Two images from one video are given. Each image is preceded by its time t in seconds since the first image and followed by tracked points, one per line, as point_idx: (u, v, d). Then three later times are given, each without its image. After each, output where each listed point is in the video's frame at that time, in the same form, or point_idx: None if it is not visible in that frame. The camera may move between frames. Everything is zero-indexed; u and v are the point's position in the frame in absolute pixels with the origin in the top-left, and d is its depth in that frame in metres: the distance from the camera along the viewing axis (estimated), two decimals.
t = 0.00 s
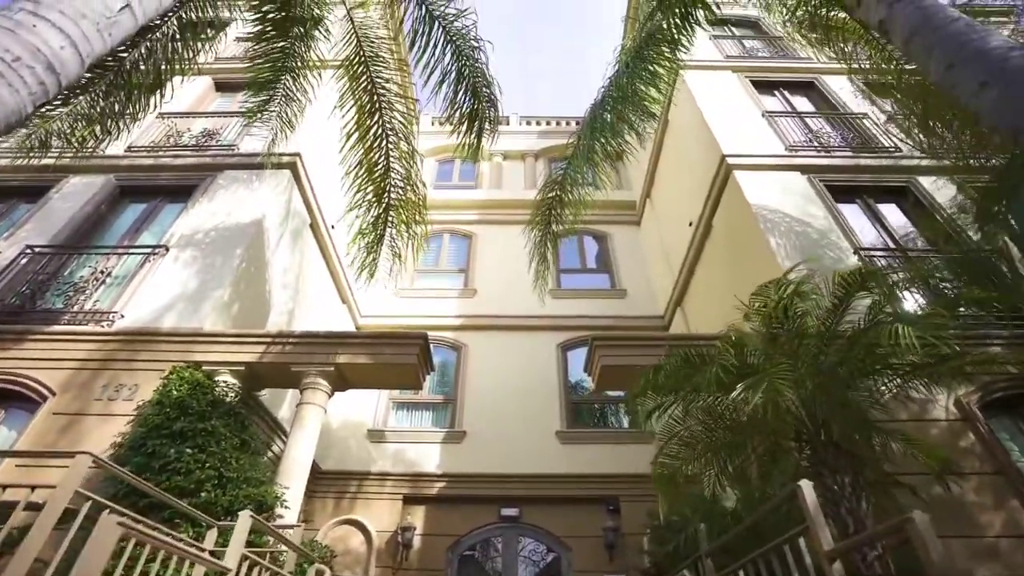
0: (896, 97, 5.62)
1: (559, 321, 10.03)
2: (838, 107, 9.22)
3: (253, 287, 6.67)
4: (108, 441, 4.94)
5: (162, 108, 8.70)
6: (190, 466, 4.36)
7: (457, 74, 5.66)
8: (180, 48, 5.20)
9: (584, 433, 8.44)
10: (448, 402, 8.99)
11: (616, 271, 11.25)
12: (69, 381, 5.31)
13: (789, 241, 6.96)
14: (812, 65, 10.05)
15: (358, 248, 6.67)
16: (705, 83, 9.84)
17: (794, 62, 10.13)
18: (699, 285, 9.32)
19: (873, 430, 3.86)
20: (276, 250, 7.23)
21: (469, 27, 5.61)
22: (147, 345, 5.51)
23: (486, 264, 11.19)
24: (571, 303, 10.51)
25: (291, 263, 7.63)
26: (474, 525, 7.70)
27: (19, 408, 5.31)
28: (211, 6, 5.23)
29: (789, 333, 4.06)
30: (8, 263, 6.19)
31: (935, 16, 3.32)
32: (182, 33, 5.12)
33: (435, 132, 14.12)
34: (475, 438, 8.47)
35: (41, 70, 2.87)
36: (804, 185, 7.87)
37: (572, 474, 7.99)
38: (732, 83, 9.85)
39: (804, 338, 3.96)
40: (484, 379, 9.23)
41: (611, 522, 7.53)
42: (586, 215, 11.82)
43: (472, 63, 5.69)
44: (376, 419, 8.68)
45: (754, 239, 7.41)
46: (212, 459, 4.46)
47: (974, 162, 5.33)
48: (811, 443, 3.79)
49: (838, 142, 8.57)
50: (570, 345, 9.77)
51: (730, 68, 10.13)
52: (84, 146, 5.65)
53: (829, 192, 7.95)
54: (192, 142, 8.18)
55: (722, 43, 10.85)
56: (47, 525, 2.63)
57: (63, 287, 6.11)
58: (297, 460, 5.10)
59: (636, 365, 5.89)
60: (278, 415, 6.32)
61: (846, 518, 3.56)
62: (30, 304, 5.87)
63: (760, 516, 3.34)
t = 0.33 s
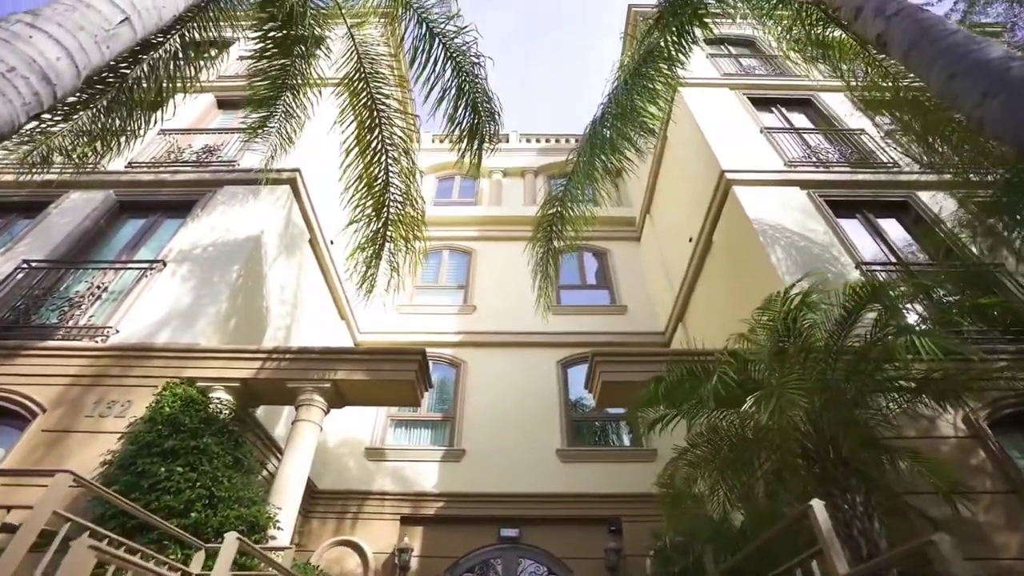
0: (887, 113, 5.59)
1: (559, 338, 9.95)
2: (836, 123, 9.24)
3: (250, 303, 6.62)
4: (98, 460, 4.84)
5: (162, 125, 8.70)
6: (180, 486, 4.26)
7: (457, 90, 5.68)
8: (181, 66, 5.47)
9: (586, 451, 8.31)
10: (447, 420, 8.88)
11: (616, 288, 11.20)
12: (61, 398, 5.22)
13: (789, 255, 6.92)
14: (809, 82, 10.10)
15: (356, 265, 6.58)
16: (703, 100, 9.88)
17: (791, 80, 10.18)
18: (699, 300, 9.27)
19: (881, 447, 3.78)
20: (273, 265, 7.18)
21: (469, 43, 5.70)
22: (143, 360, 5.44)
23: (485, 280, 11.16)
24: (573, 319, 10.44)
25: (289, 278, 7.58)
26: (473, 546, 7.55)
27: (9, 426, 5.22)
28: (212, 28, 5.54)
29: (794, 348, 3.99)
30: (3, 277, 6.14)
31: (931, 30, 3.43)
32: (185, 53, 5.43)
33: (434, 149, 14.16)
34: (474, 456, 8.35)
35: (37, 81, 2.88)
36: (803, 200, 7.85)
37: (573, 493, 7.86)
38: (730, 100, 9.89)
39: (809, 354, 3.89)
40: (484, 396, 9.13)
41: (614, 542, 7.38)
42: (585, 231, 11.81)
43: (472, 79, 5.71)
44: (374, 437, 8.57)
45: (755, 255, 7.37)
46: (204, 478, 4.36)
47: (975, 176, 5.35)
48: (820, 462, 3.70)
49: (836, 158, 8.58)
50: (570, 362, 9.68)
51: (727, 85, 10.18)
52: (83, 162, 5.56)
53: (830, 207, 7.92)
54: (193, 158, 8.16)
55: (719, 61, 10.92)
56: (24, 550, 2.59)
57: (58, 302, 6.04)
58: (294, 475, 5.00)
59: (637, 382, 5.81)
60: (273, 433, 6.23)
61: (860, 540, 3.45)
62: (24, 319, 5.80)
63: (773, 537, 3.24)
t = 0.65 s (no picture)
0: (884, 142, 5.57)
1: (560, 368, 9.80)
2: (833, 151, 9.25)
3: (244, 331, 6.50)
4: (81, 492, 4.67)
5: (166, 154, 8.70)
6: (162, 522, 4.08)
7: (458, 118, 5.68)
8: (186, 98, 5.46)
9: (588, 486, 8.09)
10: (445, 452, 8.68)
11: (617, 317, 11.09)
12: (46, 428, 5.07)
13: (793, 283, 6.81)
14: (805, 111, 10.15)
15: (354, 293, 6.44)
16: (701, 129, 9.93)
17: (786, 109, 10.24)
18: (701, 329, 9.14)
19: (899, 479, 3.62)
20: (270, 294, 7.08)
21: (471, 73, 5.77)
22: (132, 389, 5.30)
23: (484, 309, 11.07)
24: (573, 349, 10.30)
25: (285, 307, 7.47)
26: None
27: None
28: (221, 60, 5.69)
29: (805, 375, 3.85)
30: None
31: (930, 52, 3.58)
32: (190, 83, 5.44)
33: (435, 179, 14.21)
34: (473, 490, 8.12)
35: (29, 100, 2.84)
36: (804, 227, 7.80)
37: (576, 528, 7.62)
38: (727, 130, 9.93)
39: (821, 383, 3.75)
40: (483, 428, 8.95)
41: None
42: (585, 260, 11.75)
43: (473, 106, 5.71)
44: (370, 469, 8.36)
45: (757, 283, 7.29)
46: (188, 514, 4.18)
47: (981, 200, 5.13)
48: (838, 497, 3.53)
49: (834, 185, 8.55)
50: (570, 392, 9.51)
51: (725, 116, 10.24)
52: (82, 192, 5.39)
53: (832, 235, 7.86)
54: (194, 187, 8.12)
55: (715, 93, 11.02)
56: None
57: (50, 330, 5.92)
58: (281, 511, 4.80)
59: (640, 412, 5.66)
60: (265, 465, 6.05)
61: None
62: (13, 347, 5.68)
63: None
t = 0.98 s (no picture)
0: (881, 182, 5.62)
1: (563, 409, 9.59)
2: (831, 190, 9.26)
3: (239, 371, 6.35)
4: (60, 540, 4.45)
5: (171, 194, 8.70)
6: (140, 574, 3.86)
7: (462, 154, 5.69)
8: (195, 140, 5.47)
9: (594, 534, 7.78)
10: (444, 497, 8.40)
11: (620, 357, 10.93)
12: (30, 472, 4.89)
13: (799, 321, 6.68)
14: (802, 152, 10.22)
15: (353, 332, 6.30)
16: (700, 170, 9.98)
17: (783, 150, 10.32)
18: (707, 369, 8.96)
19: (925, 526, 3.42)
20: (267, 334, 6.96)
21: (475, 111, 5.81)
22: (121, 431, 5.12)
23: (486, 349, 10.92)
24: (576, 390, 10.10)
25: (283, 346, 7.33)
26: None
27: None
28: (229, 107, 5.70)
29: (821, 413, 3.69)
30: None
31: (930, 86, 3.58)
32: (199, 126, 5.47)
33: (438, 220, 14.27)
34: (474, 538, 7.82)
35: (28, 130, 2.79)
36: (807, 264, 7.72)
37: None
38: (726, 170, 9.98)
39: (838, 422, 3.58)
40: (484, 472, 8.69)
41: None
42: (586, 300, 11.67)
43: (478, 143, 5.72)
44: (367, 515, 8.08)
45: (761, 322, 7.17)
46: (170, 565, 3.96)
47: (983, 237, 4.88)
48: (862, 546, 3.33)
49: (835, 223, 8.52)
50: (574, 435, 9.27)
51: (724, 157, 10.31)
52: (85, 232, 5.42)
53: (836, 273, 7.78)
54: (197, 226, 8.10)
55: (713, 135, 11.14)
56: None
57: (41, 368, 5.78)
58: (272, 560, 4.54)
59: (646, 455, 5.46)
60: (256, 512, 5.82)
61: None
62: (2, 386, 5.54)
63: None
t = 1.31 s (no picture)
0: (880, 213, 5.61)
1: (566, 445, 9.40)
2: (830, 221, 9.25)
3: (235, 406, 6.20)
4: None
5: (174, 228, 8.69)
6: None
7: (466, 185, 5.67)
8: (202, 175, 5.44)
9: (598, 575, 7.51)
10: (443, 536, 8.14)
11: (623, 391, 10.75)
12: (15, 511, 4.72)
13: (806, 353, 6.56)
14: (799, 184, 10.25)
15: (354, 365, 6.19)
16: (699, 202, 10.01)
17: (779, 183, 10.36)
18: (711, 403, 8.79)
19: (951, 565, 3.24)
20: (265, 368, 6.84)
21: (477, 143, 5.81)
22: (111, 466, 4.97)
23: (486, 383, 10.76)
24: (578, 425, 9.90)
25: (281, 380, 7.19)
26: None
27: None
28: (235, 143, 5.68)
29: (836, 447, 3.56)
30: None
31: (931, 114, 3.57)
32: (206, 162, 5.45)
33: (439, 254, 14.24)
34: None
35: (34, 160, 2.79)
36: (810, 294, 7.65)
37: None
38: (725, 203, 9.99)
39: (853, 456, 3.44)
40: (484, 509, 8.46)
41: None
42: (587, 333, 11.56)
43: (481, 174, 5.69)
44: (363, 556, 7.84)
45: (766, 354, 7.06)
46: None
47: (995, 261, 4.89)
48: None
49: (836, 254, 8.47)
50: (578, 471, 9.06)
51: (723, 189, 10.35)
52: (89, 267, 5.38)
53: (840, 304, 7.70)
54: (199, 258, 8.07)
55: (711, 168, 11.19)
56: None
57: (33, 402, 5.65)
58: None
59: (653, 492, 5.30)
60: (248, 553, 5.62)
61: None
62: None
63: None
